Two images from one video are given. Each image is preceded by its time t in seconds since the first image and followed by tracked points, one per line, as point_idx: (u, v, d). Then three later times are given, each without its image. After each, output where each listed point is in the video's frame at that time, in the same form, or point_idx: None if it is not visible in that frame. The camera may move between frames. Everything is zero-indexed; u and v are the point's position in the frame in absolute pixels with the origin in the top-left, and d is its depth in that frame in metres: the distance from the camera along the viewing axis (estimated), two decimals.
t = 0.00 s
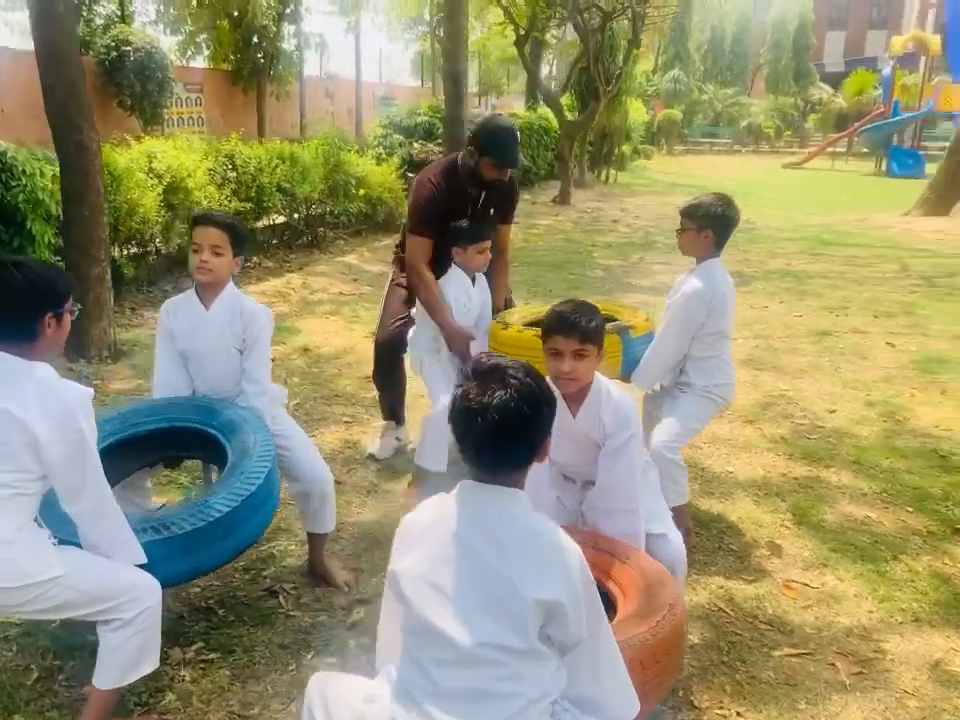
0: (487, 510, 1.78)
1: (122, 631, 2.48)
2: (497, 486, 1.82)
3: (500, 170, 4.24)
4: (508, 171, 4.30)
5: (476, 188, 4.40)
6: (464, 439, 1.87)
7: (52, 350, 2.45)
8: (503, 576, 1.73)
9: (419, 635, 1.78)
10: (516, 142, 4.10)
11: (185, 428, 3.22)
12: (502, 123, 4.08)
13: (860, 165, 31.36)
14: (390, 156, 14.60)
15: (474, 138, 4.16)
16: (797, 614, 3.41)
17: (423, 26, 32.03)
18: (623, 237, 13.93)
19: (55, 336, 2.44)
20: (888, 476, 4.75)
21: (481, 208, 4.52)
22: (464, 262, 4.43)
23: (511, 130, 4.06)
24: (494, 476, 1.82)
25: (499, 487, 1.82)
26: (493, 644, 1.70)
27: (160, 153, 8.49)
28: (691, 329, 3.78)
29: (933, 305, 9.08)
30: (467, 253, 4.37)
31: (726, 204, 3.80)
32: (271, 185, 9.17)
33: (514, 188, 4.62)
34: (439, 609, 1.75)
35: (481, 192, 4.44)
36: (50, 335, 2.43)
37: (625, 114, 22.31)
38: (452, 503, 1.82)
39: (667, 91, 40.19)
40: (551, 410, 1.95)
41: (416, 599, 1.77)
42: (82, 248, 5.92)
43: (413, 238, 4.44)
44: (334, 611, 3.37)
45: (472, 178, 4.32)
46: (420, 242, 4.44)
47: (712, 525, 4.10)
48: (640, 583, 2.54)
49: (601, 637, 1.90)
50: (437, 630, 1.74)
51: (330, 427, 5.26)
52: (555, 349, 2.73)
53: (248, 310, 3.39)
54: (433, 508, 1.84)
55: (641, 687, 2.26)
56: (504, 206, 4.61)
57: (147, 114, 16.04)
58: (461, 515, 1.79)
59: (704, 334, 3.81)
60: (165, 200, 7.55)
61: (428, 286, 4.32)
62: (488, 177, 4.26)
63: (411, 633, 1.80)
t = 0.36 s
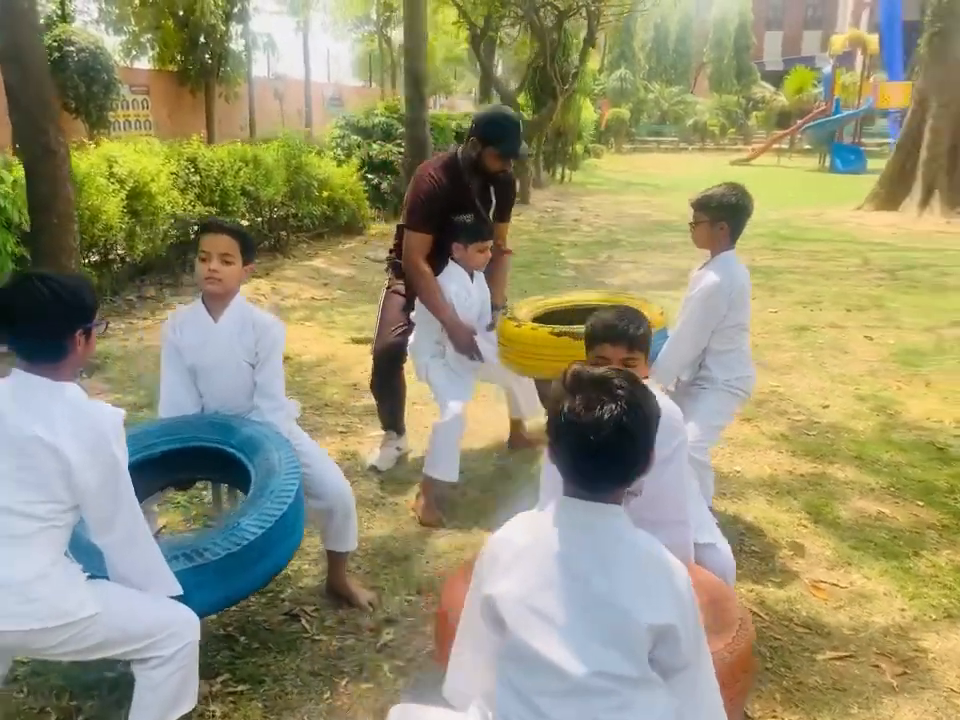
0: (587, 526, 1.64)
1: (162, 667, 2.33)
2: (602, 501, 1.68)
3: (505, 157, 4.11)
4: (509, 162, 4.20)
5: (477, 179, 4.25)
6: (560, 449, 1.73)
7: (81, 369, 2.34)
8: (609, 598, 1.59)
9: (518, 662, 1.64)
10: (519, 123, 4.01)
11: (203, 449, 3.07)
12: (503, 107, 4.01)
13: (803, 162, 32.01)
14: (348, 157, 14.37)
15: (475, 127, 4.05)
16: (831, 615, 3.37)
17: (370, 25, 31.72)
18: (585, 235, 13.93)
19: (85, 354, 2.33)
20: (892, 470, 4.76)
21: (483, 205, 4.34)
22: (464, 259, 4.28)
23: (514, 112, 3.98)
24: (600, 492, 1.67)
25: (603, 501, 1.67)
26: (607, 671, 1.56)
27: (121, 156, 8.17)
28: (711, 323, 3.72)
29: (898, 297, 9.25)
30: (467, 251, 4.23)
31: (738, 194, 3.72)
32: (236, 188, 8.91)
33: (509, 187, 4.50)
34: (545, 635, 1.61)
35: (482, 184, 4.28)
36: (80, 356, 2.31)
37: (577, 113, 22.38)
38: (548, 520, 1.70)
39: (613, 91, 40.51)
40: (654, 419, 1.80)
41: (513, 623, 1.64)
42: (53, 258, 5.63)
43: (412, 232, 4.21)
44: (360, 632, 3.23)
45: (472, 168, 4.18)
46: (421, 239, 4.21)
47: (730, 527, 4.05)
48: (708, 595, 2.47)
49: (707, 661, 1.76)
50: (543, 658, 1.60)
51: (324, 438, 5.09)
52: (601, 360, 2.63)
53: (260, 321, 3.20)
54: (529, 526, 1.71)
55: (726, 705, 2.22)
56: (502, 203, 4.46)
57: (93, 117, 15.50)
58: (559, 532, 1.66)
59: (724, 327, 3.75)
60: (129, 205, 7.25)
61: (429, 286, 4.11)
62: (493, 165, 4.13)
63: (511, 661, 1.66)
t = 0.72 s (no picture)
0: (707, 541, 1.58)
1: (218, 705, 2.27)
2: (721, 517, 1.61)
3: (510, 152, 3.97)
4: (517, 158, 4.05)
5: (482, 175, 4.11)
6: (674, 461, 1.66)
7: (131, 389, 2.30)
8: (735, 615, 1.53)
9: (633, 682, 1.56)
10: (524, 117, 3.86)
11: (232, 471, 2.98)
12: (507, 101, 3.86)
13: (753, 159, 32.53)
14: (310, 161, 14.13)
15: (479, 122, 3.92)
16: (863, 614, 3.38)
17: (318, 26, 31.33)
18: (552, 236, 13.93)
19: (134, 375, 2.28)
20: (894, 465, 4.81)
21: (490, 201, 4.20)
22: (469, 257, 4.16)
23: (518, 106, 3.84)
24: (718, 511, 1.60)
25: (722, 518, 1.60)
26: (740, 692, 1.50)
27: (86, 163, 7.91)
28: (730, 323, 3.78)
29: (868, 292, 9.41)
30: (472, 248, 4.11)
31: (752, 193, 3.71)
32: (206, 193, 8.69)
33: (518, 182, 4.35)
34: (672, 657, 1.52)
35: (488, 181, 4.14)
36: (130, 375, 2.27)
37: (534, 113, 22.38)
38: (661, 535, 1.62)
39: (563, 90, 40.67)
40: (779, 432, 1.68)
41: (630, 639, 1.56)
42: (30, 272, 5.41)
43: (415, 232, 4.11)
44: (395, 653, 3.13)
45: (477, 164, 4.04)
46: (424, 238, 4.10)
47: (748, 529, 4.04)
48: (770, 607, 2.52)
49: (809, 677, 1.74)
50: (671, 680, 1.51)
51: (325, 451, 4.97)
52: (653, 364, 2.62)
53: (282, 336, 3.08)
54: (640, 544, 1.63)
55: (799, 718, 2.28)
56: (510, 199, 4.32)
57: (41, 123, 14.99)
58: (678, 546, 1.59)
59: (744, 327, 3.81)
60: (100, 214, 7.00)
61: (435, 287, 4.02)
62: (498, 160, 3.99)
63: (630, 685, 1.57)
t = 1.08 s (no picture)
0: (808, 553, 1.52)
1: None
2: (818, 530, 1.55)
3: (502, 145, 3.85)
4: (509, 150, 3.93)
5: (473, 170, 3.97)
6: (776, 468, 1.57)
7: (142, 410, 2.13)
8: (843, 628, 1.48)
9: (742, 706, 1.48)
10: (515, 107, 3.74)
11: (241, 490, 2.80)
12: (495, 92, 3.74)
13: (695, 156, 33.01)
14: (260, 164, 13.81)
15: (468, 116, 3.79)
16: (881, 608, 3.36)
17: (257, 27, 30.82)
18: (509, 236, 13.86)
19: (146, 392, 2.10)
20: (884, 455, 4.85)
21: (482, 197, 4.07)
22: (464, 258, 4.05)
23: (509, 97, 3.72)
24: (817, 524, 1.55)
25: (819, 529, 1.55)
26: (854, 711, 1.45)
27: (34, 169, 7.57)
28: (735, 316, 3.76)
29: (827, 284, 9.56)
30: (468, 247, 4.01)
31: (754, 184, 3.68)
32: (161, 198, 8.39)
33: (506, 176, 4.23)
34: (784, 678, 1.46)
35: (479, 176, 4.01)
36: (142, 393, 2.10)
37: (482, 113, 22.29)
38: (759, 550, 1.56)
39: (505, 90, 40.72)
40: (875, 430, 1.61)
41: (736, 662, 1.48)
42: None
43: (407, 232, 3.96)
44: (415, 672, 3.00)
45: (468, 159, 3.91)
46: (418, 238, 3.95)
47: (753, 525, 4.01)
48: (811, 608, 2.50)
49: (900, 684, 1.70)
50: (785, 702, 1.44)
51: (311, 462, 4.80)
52: (688, 361, 2.61)
53: (286, 343, 2.92)
54: (737, 560, 1.56)
55: None
56: (500, 193, 4.19)
57: None
58: (779, 560, 1.53)
59: (749, 319, 3.78)
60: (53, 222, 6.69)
61: (431, 287, 3.89)
62: (490, 154, 3.87)
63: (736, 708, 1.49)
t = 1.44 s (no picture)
0: (915, 569, 1.42)
1: None
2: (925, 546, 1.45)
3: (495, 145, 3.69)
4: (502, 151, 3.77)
5: (465, 170, 3.81)
6: (886, 482, 1.46)
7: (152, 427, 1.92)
8: None
9: None
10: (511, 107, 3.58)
11: (243, 513, 2.59)
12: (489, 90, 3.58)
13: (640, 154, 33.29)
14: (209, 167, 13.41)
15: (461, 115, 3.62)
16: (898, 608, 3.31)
17: (194, 28, 30.04)
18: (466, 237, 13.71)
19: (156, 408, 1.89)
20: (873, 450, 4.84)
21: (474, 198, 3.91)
22: (460, 262, 3.87)
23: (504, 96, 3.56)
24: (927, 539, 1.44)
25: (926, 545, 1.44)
26: None
27: None
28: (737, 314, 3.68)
29: (789, 279, 9.63)
30: (464, 250, 3.83)
31: (754, 179, 3.61)
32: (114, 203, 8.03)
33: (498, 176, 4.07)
34: (904, 708, 1.34)
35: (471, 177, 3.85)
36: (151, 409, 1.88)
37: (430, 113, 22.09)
38: (862, 568, 1.44)
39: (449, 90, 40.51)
40: None
41: (852, 692, 1.36)
42: None
43: (398, 234, 3.79)
44: (433, 700, 2.84)
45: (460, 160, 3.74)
46: (409, 242, 3.79)
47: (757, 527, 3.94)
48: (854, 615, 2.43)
49: None
50: None
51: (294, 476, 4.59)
52: (722, 369, 2.57)
53: (291, 355, 2.74)
54: (840, 581, 1.44)
55: None
56: (492, 195, 4.03)
57: None
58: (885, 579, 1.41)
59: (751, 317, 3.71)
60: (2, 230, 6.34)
61: (425, 292, 3.73)
62: (484, 155, 3.71)
63: None
